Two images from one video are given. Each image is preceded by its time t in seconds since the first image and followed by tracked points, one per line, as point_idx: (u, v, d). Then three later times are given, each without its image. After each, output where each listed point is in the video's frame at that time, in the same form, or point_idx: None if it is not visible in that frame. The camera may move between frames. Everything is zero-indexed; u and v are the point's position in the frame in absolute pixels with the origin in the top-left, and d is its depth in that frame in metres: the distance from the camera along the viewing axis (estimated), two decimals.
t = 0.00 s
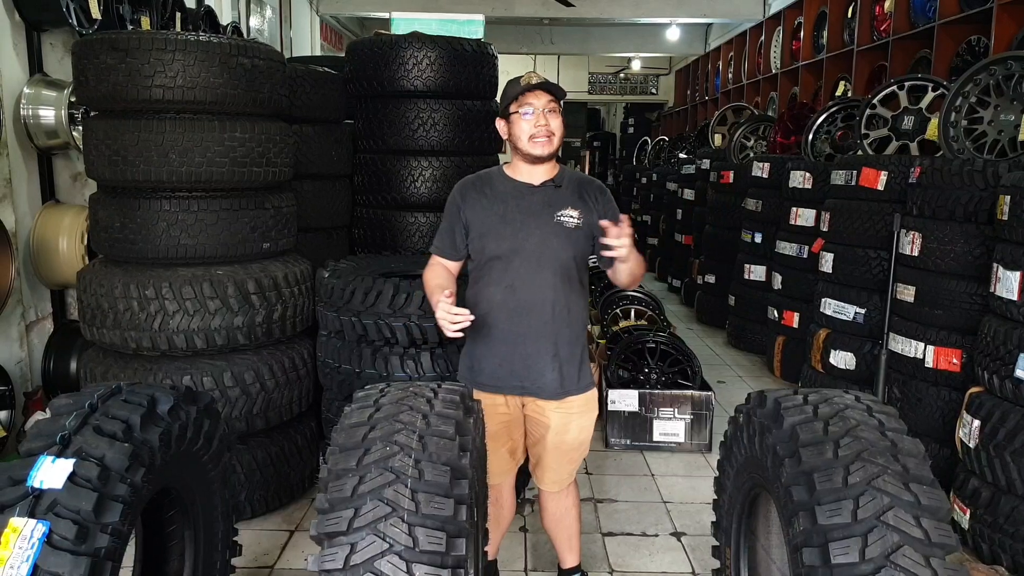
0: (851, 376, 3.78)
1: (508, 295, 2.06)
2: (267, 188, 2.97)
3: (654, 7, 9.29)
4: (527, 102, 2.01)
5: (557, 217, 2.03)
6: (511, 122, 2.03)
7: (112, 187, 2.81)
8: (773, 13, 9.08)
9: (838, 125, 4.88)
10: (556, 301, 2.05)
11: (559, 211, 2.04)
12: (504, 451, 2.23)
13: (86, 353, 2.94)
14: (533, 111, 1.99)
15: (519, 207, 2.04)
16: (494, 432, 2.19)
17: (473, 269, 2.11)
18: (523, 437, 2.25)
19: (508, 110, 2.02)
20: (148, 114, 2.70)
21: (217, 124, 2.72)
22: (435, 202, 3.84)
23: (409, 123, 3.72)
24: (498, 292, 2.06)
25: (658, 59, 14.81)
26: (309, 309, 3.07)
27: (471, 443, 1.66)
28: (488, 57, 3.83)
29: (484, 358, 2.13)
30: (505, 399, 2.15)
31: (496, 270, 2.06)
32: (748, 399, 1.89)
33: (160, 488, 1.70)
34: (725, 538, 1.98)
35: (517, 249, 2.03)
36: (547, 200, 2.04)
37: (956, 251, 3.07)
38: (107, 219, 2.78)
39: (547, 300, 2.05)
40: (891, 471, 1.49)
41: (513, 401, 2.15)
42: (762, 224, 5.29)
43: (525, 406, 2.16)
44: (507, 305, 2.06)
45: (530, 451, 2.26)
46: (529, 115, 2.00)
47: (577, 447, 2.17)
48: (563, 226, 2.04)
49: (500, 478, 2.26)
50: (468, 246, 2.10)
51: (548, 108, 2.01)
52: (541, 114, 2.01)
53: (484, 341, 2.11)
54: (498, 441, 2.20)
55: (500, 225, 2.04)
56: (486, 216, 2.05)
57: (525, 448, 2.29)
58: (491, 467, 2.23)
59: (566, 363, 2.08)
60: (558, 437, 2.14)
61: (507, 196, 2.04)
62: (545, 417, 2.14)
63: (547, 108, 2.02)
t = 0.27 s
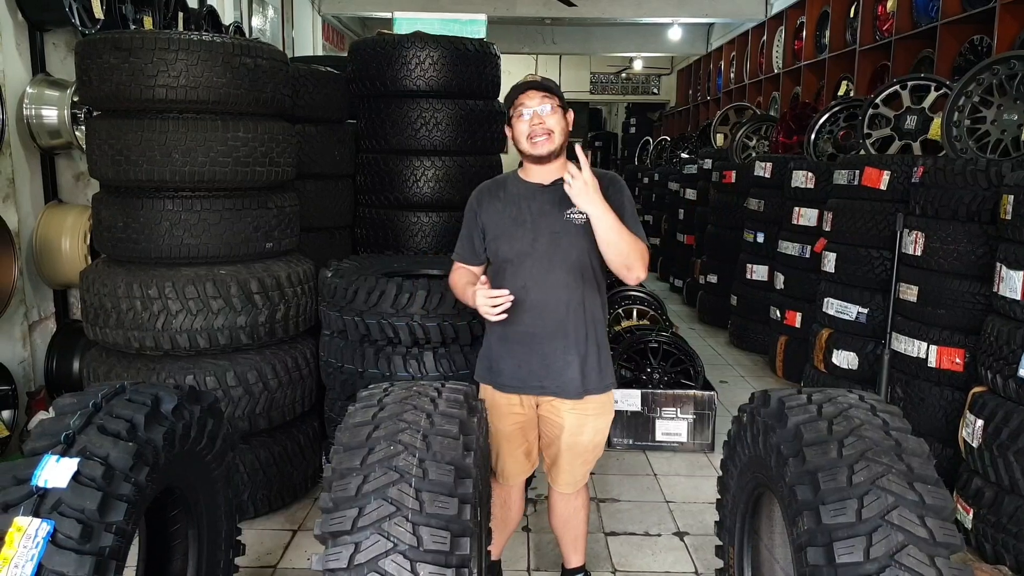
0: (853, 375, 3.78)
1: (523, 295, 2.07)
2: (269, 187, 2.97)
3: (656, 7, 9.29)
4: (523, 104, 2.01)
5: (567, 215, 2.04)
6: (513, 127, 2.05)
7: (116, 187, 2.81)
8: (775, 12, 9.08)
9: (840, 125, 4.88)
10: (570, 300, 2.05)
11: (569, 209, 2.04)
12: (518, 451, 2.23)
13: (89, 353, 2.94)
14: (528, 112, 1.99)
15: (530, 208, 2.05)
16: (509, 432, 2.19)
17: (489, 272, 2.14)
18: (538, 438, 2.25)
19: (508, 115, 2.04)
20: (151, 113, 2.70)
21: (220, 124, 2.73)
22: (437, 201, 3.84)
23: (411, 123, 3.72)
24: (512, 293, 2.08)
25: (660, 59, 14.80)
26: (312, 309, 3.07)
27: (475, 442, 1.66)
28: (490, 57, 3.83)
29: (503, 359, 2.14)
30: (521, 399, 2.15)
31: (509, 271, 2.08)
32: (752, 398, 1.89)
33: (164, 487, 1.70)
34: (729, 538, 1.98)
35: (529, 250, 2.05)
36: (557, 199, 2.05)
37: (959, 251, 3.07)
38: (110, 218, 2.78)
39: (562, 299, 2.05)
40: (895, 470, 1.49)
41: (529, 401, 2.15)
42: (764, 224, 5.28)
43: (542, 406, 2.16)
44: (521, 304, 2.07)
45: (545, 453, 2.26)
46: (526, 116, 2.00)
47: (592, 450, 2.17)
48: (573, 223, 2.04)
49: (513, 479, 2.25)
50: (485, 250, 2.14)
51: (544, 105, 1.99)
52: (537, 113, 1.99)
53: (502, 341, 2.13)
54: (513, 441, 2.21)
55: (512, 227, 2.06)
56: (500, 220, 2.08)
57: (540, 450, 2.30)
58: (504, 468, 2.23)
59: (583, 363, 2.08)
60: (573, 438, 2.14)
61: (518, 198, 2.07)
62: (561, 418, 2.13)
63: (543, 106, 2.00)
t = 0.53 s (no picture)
0: (854, 375, 3.78)
1: (520, 295, 2.09)
2: (270, 187, 2.97)
3: (657, 7, 9.29)
4: (516, 109, 2.06)
5: (563, 213, 2.04)
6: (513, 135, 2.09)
7: (117, 187, 2.82)
8: (776, 12, 9.08)
9: (841, 124, 4.87)
10: (565, 300, 2.06)
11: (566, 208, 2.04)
12: (520, 452, 2.23)
13: (91, 353, 2.94)
14: (516, 117, 2.04)
15: (529, 209, 2.07)
16: (511, 432, 2.20)
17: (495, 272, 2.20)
18: (540, 439, 2.24)
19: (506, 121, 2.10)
20: (153, 113, 2.70)
21: (221, 124, 2.73)
22: (438, 201, 3.84)
23: (412, 123, 3.72)
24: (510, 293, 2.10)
25: (661, 59, 14.79)
26: (313, 308, 3.08)
27: (476, 441, 1.66)
28: (491, 56, 3.83)
29: (503, 358, 2.16)
30: (521, 398, 2.16)
31: (508, 272, 2.11)
32: (753, 397, 1.89)
33: (166, 486, 1.71)
34: (729, 538, 1.98)
35: (526, 250, 2.07)
36: (554, 198, 2.05)
37: (960, 250, 3.07)
38: (112, 219, 2.78)
39: (557, 299, 2.06)
40: (896, 470, 1.49)
41: (530, 401, 2.15)
42: (766, 224, 5.28)
43: (543, 407, 2.15)
44: (518, 305, 2.10)
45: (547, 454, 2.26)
46: (517, 120, 2.05)
47: (593, 453, 2.16)
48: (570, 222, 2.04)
49: (514, 479, 2.25)
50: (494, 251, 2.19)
51: (532, 108, 2.02)
52: (526, 115, 2.02)
53: (502, 341, 2.16)
54: (515, 441, 2.21)
55: (510, 228, 2.09)
56: (501, 221, 2.12)
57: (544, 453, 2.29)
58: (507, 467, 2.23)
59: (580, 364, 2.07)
60: (572, 441, 2.12)
61: (519, 199, 2.10)
62: (561, 420, 2.13)
63: (533, 109, 2.02)
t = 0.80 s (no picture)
0: (856, 375, 3.77)
1: (507, 293, 2.11)
2: (272, 186, 2.97)
3: (658, 7, 9.28)
4: (515, 107, 2.09)
5: (555, 214, 2.04)
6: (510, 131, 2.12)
7: (119, 186, 2.82)
8: (777, 12, 9.07)
9: (842, 124, 4.87)
10: (550, 299, 2.06)
11: (559, 208, 2.04)
12: (511, 450, 2.26)
13: (92, 352, 2.94)
14: (516, 115, 2.07)
15: (522, 208, 2.10)
16: (501, 429, 2.23)
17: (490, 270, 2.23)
18: (532, 438, 2.26)
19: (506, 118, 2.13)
20: (154, 112, 2.70)
21: (223, 122, 2.73)
22: (439, 201, 3.84)
23: (413, 122, 3.72)
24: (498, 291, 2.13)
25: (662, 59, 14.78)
26: (315, 308, 3.07)
27: (477, 440, 1.66)
28: (492, 56, 3.83)
29: (491, 355, 2.19)
30: (510, 396, 2.18)
31: (497, 269, 2.14)
32: (754, 397, 1.89)
33: (167, 485, 1.71)
34: (731, 537, 1.98)
35: (516, 248, 2.10)
36: (548, 198, 2.06)
37: (962, 250, 3.06)
38: (113, 218, 2.79)
39: (542, 298, 2.06)
40: (899, 469, 1.48)
41: (519, 400, 2.17)
42: (767, 224, 5.28)
43: (530, 406, 2.16)
44: (505, 302, 2.12)
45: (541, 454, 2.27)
46: (516, 119, 2.08)
47: (583, 456, 2.14)
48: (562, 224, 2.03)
49: (508, 477, 2.27)
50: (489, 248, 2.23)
51: (530, 107, 2.04)
52: (525, 114, 2.05)
53: (491, 338, 2.18)
54: (505, 438, 2.23)
55: (504, 227, 2.12)
56: (497, 220, 2.15)
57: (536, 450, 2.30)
58: (500, 466, 2.26)
59: (563, 364, 2.07)
60: (559, 442, 2.12)
61: (516, 199, 2.13)
62: (547, 420, 2.13)
63: (531, 107, 2.05)
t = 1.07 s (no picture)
0: (858, 375, 3.77)
1: (504, 290, 2.11)
2: (272, 185, 2.96)
3: (660, 6, 9.27)
4: (519, 104, 2.07)
5: (554, 212, 2.04)
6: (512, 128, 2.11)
7: (119, 185, 2.81)
8: (779, 12, 9.06)
9: (844, 123, 4.86)
10: (547, 297, 2.05)
11: (558, 207, 2.04)
12: (509, 449, 2.24)
13: (92, 351, 2.93)
14: (520, 112, 2.05)
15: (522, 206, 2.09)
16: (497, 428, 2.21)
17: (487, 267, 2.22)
18: (529, 436, 2.25)
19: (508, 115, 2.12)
20: (155, 111, 2.70)
21: (224, 121, 2.72)
22: (440, 200, 3.83)
23: (414, 121, 3.72)
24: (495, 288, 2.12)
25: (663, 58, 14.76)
26: (315, 307, 3.07)
27: (479, 440, 1.65)
28: (494, 55, 3.82)
29: (486, 352, 2.18)
30: (505, 394, 2.17)
31: (496, 267, 2.13)
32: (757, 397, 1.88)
33: (167, 484, 1.70)
34: (733, 538, 1.97)
35: (515, 245, 2.09)
36: (548, 197, 2.06)
37: (965, 250, 3.05)
38: (114, 216, 2.78)
39: (539, 296, 2.05)
40: (903, 469, 1.48)
41: (514, 398, 2.16)
42: (768, 223, 5.27)
43: (525, 404, 2.16)
44: (501, 300, 2.11)
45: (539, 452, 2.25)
46: (520, 116, 2.07)
47: (581, 453, 2.13)
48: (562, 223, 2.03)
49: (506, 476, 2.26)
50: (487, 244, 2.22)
51: (535, 105, 2.04)
52: (529, 113, 2.04)
53: (487, 335, 2.18)
54: (502, 437, 2.22)
55: (503, 223, 2.12)
56: (496, 216, 2.14)
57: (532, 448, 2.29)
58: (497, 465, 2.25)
59: (557, 363, 2.06)
60: (557, 440, 2.11)
61: (516, 196, 2.12)
62: (543, 418, 2.12)
63: (535, 106, 2.04)
